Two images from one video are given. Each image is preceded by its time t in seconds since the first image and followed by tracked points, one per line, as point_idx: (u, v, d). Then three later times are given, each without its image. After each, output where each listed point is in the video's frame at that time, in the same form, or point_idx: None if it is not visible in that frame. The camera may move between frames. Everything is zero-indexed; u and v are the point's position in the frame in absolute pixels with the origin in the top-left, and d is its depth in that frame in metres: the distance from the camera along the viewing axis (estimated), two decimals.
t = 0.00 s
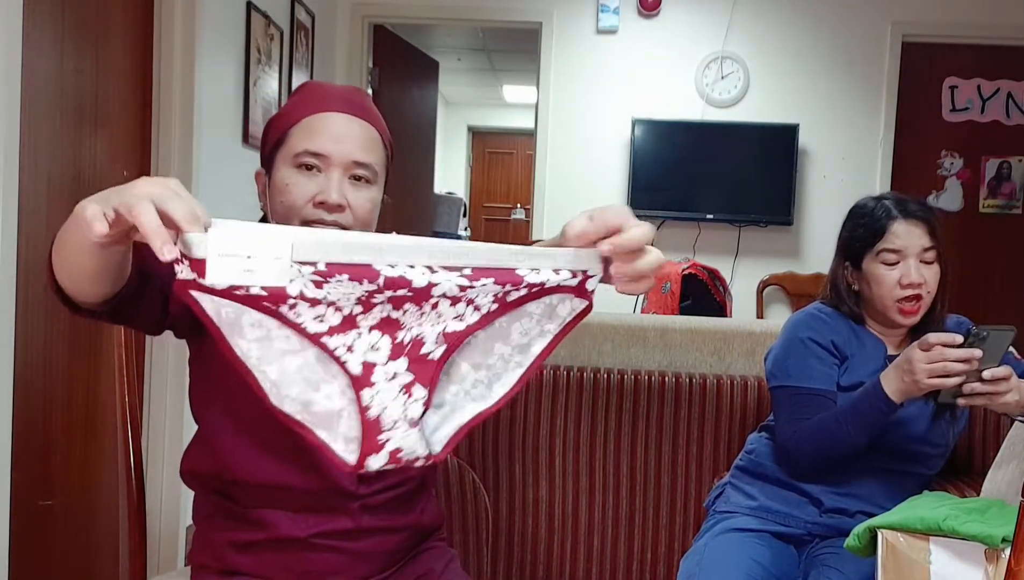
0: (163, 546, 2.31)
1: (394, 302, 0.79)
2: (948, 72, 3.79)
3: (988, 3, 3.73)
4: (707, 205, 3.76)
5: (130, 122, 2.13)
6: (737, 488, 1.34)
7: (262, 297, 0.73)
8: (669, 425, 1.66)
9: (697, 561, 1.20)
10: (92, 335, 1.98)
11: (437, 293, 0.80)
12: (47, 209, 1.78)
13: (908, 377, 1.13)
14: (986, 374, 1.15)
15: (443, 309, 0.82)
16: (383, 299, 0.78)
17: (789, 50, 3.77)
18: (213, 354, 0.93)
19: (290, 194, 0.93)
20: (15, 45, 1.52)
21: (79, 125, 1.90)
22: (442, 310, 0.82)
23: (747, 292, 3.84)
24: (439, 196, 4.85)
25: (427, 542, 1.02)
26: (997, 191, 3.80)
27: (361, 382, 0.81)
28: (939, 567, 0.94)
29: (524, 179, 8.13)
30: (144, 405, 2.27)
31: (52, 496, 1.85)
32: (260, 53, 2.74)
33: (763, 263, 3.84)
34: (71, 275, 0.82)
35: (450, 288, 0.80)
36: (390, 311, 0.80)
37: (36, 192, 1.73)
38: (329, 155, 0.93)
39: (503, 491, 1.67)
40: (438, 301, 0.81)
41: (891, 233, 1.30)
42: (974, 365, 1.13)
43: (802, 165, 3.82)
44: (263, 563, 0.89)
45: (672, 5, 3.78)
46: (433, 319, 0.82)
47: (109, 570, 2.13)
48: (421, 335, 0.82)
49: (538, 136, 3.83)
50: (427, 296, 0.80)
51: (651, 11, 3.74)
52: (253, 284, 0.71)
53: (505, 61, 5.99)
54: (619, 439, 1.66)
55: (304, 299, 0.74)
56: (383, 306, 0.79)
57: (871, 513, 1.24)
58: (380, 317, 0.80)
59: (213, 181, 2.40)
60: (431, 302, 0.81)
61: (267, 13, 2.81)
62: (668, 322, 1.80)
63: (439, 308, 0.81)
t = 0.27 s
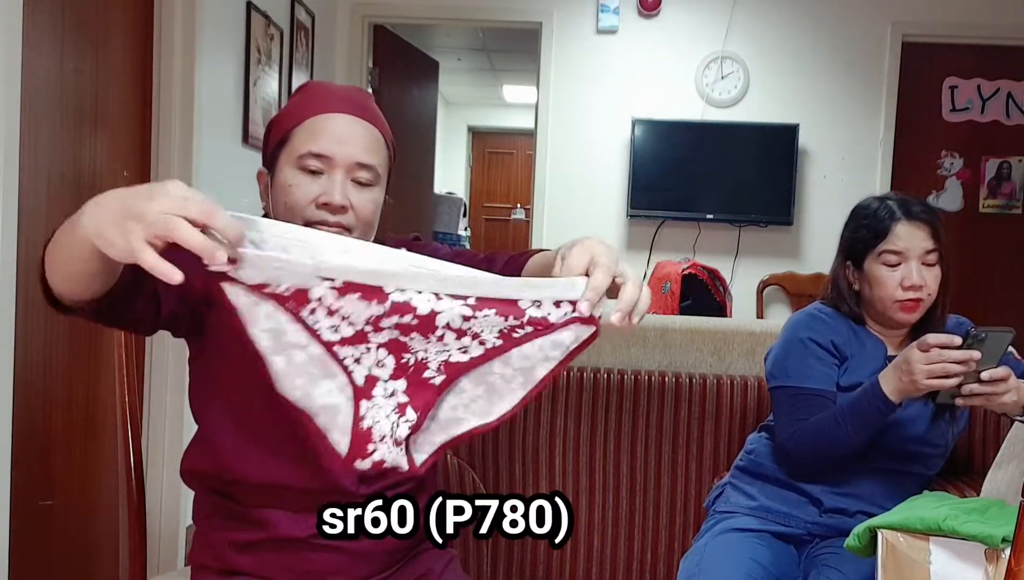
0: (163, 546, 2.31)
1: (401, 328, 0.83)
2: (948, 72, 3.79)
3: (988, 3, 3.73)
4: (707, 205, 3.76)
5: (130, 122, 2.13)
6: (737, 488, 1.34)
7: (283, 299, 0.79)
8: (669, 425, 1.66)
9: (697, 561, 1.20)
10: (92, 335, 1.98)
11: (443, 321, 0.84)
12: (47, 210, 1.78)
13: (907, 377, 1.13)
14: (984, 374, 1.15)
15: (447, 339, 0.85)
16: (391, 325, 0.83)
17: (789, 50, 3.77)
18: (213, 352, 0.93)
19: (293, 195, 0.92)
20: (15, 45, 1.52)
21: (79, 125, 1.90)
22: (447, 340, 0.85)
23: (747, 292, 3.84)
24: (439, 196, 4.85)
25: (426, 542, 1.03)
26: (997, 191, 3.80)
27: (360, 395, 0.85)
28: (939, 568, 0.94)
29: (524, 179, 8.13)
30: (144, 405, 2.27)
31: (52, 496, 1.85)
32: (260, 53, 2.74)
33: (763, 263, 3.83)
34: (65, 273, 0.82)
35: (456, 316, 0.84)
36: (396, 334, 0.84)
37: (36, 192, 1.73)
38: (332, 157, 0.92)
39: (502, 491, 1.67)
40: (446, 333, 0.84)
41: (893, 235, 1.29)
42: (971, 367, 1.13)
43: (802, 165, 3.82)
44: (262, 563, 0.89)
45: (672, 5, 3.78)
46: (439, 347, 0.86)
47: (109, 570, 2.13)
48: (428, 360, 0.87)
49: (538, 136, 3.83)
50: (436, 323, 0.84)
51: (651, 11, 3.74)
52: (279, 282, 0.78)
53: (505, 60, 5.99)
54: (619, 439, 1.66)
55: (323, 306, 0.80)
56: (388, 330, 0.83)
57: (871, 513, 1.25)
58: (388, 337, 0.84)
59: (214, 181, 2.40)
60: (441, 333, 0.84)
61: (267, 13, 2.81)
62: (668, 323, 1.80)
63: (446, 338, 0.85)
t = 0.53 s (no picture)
0: (163, 545, 2.31)
1: (355, 359, 0.74)
2: (948, 72, 3.79)
3: (988, 3, 3.73)
4: (707, 205, 3.76)
5: (130, 122, 2.13)
6: (737, 488, 1.34)
7: (230, 342, 0.72)
8: (669, 425, 1.66)
9: (697, 561, 1.20)
10: (92, 335, 1.98)
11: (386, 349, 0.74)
12: (47, 210, 1.78)
13: (906, 377, 1.13)
14: (984, 374, 1.15)
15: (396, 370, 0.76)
16: (346, 357, 0.74)
17: (789, 51, 3.77)
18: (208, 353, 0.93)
19: (290, 194, 0.91)
20: (15, 45, 1.52)
21: (79, 126, 1.90)
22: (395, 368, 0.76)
23: (746, 292, 3.84)
24: (439, 196, 4.85)
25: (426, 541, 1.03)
26: (997, 191, 3.80)
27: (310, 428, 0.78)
28: (940, 567, 0.94)
29: (525, 180, 8.13)
30: (144, 405, 2.27)
31: (51, 495, 1.85)
32: (260, 53, 2.74)
33: (763, 263, 3.83)
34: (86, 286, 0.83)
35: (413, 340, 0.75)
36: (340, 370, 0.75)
37: (36, 192, 1.73)
38: (329, 156, 0.91)
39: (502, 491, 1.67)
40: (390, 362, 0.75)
41: (894, 235, 1.29)
42: (971, 368, 1.13)
43: (802, 165, 3.82)
44: (264, 563, 0.90)
45: (672, 5, 3.78)
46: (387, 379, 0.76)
47: (108, 570, 2.13)
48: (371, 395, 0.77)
49: (538, 136, 3.83)
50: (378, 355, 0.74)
51: (651, 11, 3.74)
52: (222, 325, 0.72)
53: (505, 61, 5.99)
54: (619, 439, 1.66)
55: (273, 348, 0.73)
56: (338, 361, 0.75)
57: (871, 513, 1.25)
58: (338, 375, 0.75)
59: (213, 181, 2.40)
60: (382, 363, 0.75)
61: (267, 13, 2.81)
62: (668, 322, 1.80)
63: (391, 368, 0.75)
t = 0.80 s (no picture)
0: (163, 545, 2.31)
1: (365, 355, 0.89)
2: (948, 71, 3.79)
3: (988, 3, 3.73)
4: (707, 205, 3.76)
5: (130, 121, 2.13)
6: (737, 488, 1.34)
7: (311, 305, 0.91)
8: (668, 425, 1.66)
9: (696, 562, 1.20)
10: (92, 335, 1.98)
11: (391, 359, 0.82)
12: (47, 209, 1.78)
13: (906, 376, 1.13)
14: (986, 373, 1.15)
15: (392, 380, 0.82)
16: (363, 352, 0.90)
17: (789, 50, 3.77)
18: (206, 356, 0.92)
19: (303, 198, 0.90)
20: (15, 44, 1.52)
21: (80, 125, 1.90)
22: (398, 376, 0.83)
23: (747, 292, 3.84)
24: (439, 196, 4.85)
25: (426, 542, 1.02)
26: (997, 191, 3.80)
27: (308, 447, 0.74)
28: (940, 568, 0.94)
29: (524, 179, 8.13)
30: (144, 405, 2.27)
31: (51, 495, 1.85)
32: (260, 53, 2.74)
33: (763, 263, 3.83)
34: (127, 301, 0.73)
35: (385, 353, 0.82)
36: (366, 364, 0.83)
37: (36, 191, 1.73)
38: (343, 160, 0.90)
39: (502, 491, 1.67)
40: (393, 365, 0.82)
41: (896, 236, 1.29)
42: (972, 369, 1.13)
43: (803, 165, 3.81)
44: (265, 563, 0.90)
45: (672, 5, 3.78)
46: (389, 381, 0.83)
47: (108, 570, 2.13)
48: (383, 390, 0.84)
49: (538, 136, 3.83)
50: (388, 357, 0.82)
51: (651, 11, 3.74)
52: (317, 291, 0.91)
53: (505, 60, 5.99)
54: (619, 439, 1.66)
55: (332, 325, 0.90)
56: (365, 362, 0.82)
57: (871, 514, 1.25)
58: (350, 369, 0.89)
59: (214, 181, 2.40)
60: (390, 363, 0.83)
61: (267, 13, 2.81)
62: (668, 322, 1.80)
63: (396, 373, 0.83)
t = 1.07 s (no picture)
0: (164, 545, 2.31)
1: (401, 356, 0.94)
2: (948, 71, 3.79)
3: (988, 3, 3.73)
4: (707, 205, 3.76)
5: (130, 121, 2.13)
6: (737, 488, 1.34)
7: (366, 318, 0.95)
8: (668, 425, 1.66)
9: (696, 562, 1.20)
10: (92, 335, 1.98)
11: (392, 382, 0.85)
12: (47, 209, 1.78)
13: (907, 377, 1.13)
14: (987, 372, 1.14)
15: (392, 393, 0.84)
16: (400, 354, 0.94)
17: (789, 50, 3.77)
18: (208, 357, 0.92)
19: (308, 197, 0.90)
20: (15, 44, 1.52)
21: (80, 125, 1.90)
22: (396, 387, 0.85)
23: (747, 292, 3.84)
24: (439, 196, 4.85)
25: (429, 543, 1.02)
26: (997, 191, 3.80)
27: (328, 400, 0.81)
28: (940, 568, 0.94)
29: (524, 180, 8.13)
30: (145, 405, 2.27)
31: (51, 495, 1.85)
32: (260, 53, 2.74)
33: (763, 263, 3.83)
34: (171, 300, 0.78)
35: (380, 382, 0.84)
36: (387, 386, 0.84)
37: (36, 191, 1.73)
38: (348, 158, 0.89)
39: (502, 491, 1.67)
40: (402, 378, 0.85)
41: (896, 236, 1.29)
42: (974, 370, 1.13)
43: (803, 165, 3.81)
44: (266, 562, 0.89)
45: (672, 5, 3.78)
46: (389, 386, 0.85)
47: (108, 570, 2.13)
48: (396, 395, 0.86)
49: (538, 136, 3.83)
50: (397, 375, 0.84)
51: (651, 11, 3.74)
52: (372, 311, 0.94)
53: (505, 60, 5.99)
54: (619, 439, 1.66)
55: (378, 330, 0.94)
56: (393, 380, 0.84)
57: (871, 514, 1.25)
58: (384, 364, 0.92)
59: (213, 181, 2.40)
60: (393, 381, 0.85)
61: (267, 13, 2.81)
62: (668, 322, 1.80)
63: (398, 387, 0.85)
